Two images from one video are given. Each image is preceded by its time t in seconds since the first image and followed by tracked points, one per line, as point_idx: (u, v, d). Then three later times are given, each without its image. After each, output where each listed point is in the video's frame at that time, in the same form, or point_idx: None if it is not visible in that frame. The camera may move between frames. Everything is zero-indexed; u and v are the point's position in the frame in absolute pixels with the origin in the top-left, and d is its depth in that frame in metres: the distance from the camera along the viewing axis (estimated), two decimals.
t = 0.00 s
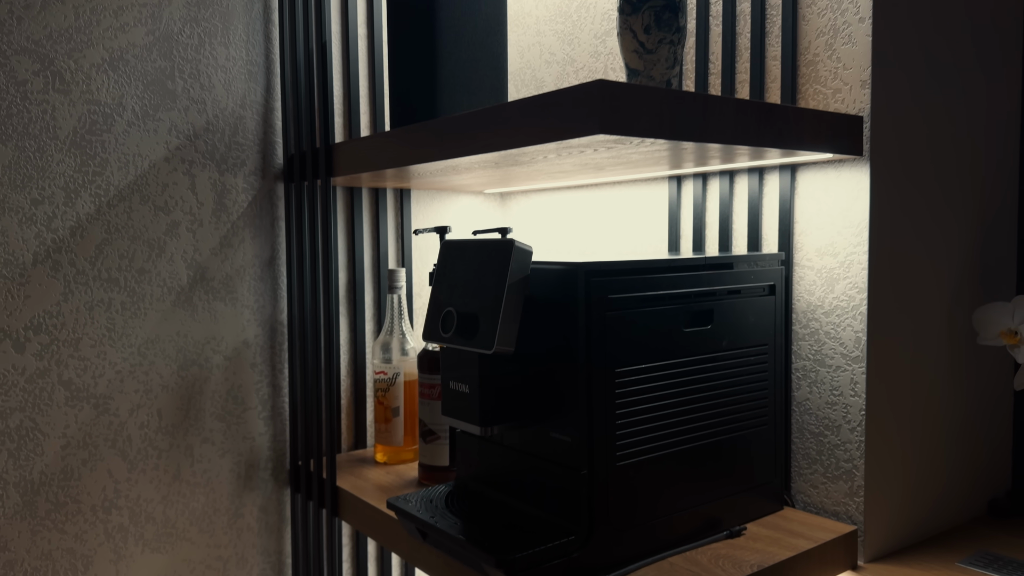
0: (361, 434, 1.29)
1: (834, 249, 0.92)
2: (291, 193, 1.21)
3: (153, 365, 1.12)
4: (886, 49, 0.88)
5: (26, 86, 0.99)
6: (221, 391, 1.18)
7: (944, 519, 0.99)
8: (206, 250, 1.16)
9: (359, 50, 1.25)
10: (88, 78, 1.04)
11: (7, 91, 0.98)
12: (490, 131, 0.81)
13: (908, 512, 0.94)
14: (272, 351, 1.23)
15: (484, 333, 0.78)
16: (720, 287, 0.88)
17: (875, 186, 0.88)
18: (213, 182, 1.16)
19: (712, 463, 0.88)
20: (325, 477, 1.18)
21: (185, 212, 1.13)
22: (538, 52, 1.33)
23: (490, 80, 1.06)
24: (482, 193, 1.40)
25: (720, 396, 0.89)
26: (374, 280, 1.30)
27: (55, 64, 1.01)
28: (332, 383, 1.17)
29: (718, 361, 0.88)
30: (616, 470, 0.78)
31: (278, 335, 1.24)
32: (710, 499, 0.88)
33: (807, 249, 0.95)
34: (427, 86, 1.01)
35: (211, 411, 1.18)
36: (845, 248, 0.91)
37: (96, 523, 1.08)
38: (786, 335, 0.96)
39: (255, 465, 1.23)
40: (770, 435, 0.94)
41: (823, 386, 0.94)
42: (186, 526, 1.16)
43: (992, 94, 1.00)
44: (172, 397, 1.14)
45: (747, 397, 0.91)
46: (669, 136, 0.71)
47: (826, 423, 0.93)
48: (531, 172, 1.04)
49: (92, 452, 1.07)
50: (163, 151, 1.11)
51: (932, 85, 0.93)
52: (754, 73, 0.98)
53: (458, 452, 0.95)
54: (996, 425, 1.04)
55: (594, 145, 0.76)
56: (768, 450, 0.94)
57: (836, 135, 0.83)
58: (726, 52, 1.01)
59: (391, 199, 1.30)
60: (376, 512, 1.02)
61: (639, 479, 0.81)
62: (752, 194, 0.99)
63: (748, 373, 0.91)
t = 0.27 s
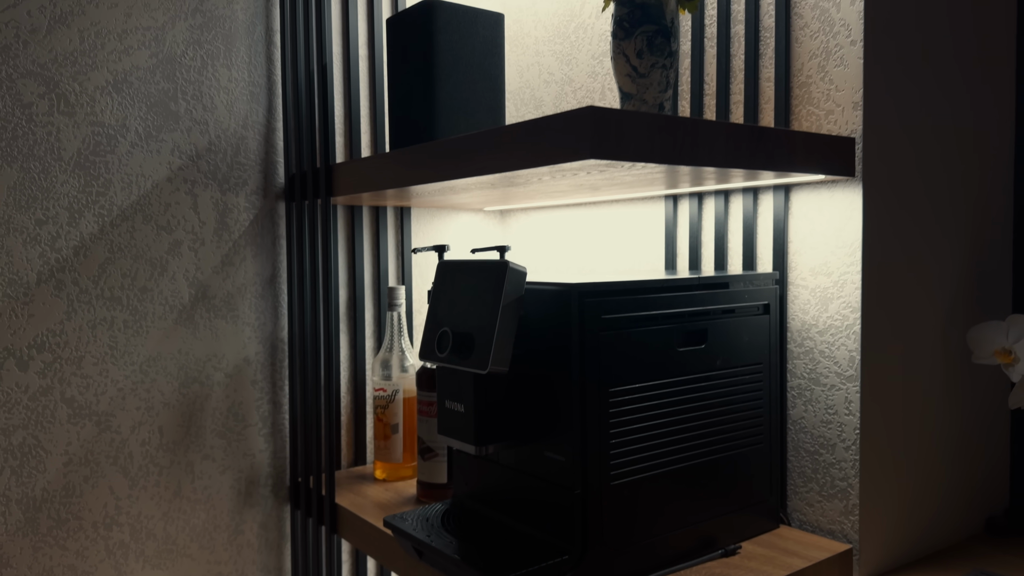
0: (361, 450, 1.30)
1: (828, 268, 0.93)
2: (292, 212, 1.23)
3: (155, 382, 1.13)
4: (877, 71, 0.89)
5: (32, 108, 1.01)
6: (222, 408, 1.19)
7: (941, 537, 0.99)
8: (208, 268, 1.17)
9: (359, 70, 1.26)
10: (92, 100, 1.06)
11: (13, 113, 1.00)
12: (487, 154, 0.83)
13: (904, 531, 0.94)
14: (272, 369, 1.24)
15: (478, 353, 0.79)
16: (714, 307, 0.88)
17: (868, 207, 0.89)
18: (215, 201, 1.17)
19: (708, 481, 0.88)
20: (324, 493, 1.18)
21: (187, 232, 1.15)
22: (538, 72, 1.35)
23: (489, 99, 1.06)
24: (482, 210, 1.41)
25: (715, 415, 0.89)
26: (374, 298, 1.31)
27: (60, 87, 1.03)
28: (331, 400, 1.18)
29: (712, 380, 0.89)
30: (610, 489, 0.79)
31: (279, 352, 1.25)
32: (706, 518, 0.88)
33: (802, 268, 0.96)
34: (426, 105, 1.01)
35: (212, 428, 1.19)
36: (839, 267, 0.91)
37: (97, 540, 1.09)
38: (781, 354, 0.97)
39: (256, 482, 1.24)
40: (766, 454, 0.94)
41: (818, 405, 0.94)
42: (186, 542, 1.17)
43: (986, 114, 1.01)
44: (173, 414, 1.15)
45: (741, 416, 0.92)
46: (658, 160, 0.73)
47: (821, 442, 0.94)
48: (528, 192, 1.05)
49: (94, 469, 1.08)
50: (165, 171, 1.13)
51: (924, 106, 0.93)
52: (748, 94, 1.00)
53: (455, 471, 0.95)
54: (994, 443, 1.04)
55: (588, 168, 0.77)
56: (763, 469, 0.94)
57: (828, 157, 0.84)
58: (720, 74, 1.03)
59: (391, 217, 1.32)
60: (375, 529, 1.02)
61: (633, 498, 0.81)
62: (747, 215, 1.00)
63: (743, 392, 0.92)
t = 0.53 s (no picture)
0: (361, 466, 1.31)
1: (822, 287, 0.93)
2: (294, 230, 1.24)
3: (157, 398, 1.14)
4: (869, 92, 0.90)
5: (38, 129, 1.03)
6: (223, 424, 1.20)
7: (938, 554, 0.99)
8: (210, 285, 1.19)
9: (361, 90, 1.28)
10: (97, 120, 1.08)
11: (19, 134, 1.02)
12: (484, 175, 0.84)
13: (900, 548, 0.94)
14: (273, 385, 1.25)
15: (474, 372, 0.81)
16: (708, 325, 0.89)
17: (860, 226, 0.89)
18: (217, 219, 1.19)
19: (703, 499, 0.89)
20: (324, 509, 1.19)
21: (190, 249, 1.16)
22: (537, 91, 1.36)
23: (486, 113, 1.07)
24: (482, 227, 1.42)
25: (710, 433, 0.90)
26: (375, 314, 1.32)
27: (66, 108, 1.05)
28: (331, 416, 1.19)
29: (707, 398, 0.90)
30: (605, 507, 0.80)
31: (280, 369, 1.26)
32: (701, 535, 0.88)
33: (796, 287, 0.97)
34: (424, 125, 1.02)
35: (214, 444, 1.20)
36: (832, 286, 0.92)
37: (98, 555, 1.10)
38: (776, 371, 0.98)
39: (256, 497, 1.25)
40: (761, 471, 0.95)
41: (813, 422, 0.95)
42: (187, 558, 1.18)
43: (979, 133, 1.02)
44: (175, 430, 1.16)
45: (737, 434, 0.92)
46: (651, 181, 0.76)
47: (816, 459, 0.94)
48: (526, 211, 1.06)
49: (96, 484, 1.10)
50: (169, 190, 1.14)
51: (916, 126, 0.94)
52: (743, 114, 1.01)
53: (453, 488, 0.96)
54: (992, 459, 1.04)
55: (582, 189, 0.79)
56: (759, 487, 0.95)
57: (820, 178, 0.86)
58: (716, 94, 1.04)
59: (392, 233, 1.33)
60: (374, 546, 1.03)
61: (627, 515, 0.82)
62: (742, 233, 1.01)
63: (738, 410, 0.92)
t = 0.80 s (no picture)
0: (363, 482, 1.32)
1: (818, 306, 0.94)
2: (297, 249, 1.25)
3: (161, 415, 1.16)
4: (863, 115, 0.91)
5: (46, 151, 1.05)
6: (226, 440, 1.22)
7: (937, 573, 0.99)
8: (214, 303, 1.20)
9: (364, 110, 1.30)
10: (105, 142, 1.10)
11: (28, 156, 1.04)
12: (483, 197, 0.86)
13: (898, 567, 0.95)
14: (276, 402, 1.27)
15: (471, 392, 0.83)
16: (704, 345, 0.90)
17: (855, 247, 0.91)
18: (222, 238, 1.21)
19: (700, 517, 0.89)
20: (325, 526, 1.20)
21: (195, 268, 1.18)
22: (538, 110, 1.38)
23: (488, 142, 1.10)
24: (484, 245, 1.44)
25: (707, 452, 0.91)
26: (377, 331, 1.34)
27: (74, 130, 1.08)
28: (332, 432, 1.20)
29: (704, 417, 0.90)
30: (602, 525, 0.81)
31: (282, 386, 1.27)
32: (698, 553, 0.89)
33: (792, 306, 0.98)
34: (425, 147, 1.04)
35: (216, 460, 1.21)
36: (828, 305, 0.93)
37: (101, 571, 1.11)
38: (773, 390, 0.99)
39: (259, 513, 1.26)
40: (759, 490, 0.96)
41: (810, 441, 0.96)
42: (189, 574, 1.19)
43: (973, 154, 1.03)
44: (179, 447, 1.17)
45: (734, 452, 0.93)
46: (646, 203, 0.77)
47: (813, 478, 0.95)
48: (526, 231, 1.07)
49: (100, 501, 1.11)
50: (174, 210, 1.16)
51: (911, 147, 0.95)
52: (739, 136, 1.02)
53: (452, 505, 0.97)
54: (990, 478, 1.04)
55: (578, 212, 0.80)
56: (757, 505, 0.95)
57: (813, 200, 0.87)
58: (712, 116, 1.06)
59: (394, 251, 1.34)
60: (373, 563, 1.04)
61: (624, 534, 0.83)
62: (739, 253, 1.03)
63: (735, 429, 0.93)
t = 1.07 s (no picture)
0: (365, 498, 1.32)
1: (815, 325, 0.95)
2: (302, 267, 1.27)
3: (166, 432, 1.17)
4: (859, 137, 0.93)
5: (56, 171, 1.08)
6: (230, 456, 1.23)
7: None
8: (219, 320, 1.22)
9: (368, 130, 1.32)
10: (113, 162, 1.12)
11: (38, 176, 1.06)
12: (484, 219, 0.87)
13: None
14: (280, 418, 1.28)
15: (471, 411, 0.84)
16: (702, 364, 0.91)
17: (851, 267, 0.92)
18: (227, 257, 1.22)
19: (699, 535, 0.90)
20: (327, 542, 1.21)
21: (200, 285, 1.20)
22: (539, 130, 1.40)
23: (489, 162, 1.11)
24: (486, 262, 1.45)
25: (706, 470, 0.91)
26: (380, 347, 1.35)
27: (83, 150, 1.10)
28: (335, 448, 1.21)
29: (702, 435, 0.91)
30: (600, 543, 0.82)
31: (286, 402, 1.28)
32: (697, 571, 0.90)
33: (790, 325, 0.99)
34: (427, 167, 1.06)
35: (220, 476, 1.22)
36: (825, 324, 0.94)
37: None
38: (772, 408, 0.99)
39: (262, 529, 1.26)
40: (758, 508, 0.96)
41: (808, 459, 0.96)
42: None
43: (970, 174, 1.04)
44: (184, 462, 1.18)
45: (733, 470, 0.94)
46: (641, 225, 0.79)
47: (812, 496, 0.96)
48: (527, 250, 1.09)
49: (106, 516, 1.12)
50: (181, 229, 1.18)
51: (907, 168, 0.97)
52: (737, 156, 1.04)
53: (454, 522, 0.98)
54: (990, 496, 1.05)
55: (577, 233, 0.82)
56: (756, 524, 0.96)
57: (809, 221, 0.89)
58: (710, 136, 1.07)
59: (397, 269, 1.36)
60: None
61: (622, 552, 0.83)
62: (737, 272, 1.04)
63: (734, 447, 0.94)
